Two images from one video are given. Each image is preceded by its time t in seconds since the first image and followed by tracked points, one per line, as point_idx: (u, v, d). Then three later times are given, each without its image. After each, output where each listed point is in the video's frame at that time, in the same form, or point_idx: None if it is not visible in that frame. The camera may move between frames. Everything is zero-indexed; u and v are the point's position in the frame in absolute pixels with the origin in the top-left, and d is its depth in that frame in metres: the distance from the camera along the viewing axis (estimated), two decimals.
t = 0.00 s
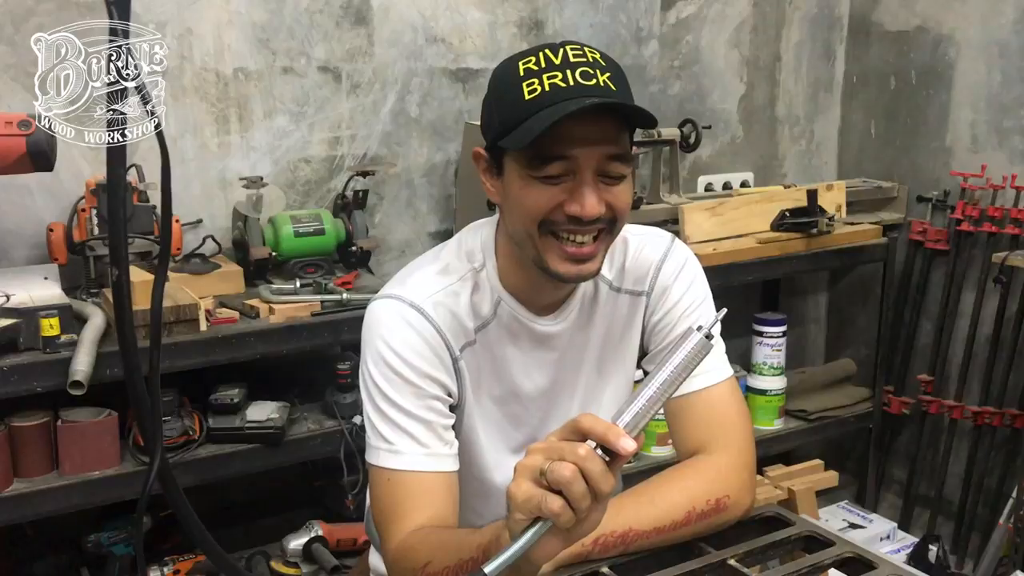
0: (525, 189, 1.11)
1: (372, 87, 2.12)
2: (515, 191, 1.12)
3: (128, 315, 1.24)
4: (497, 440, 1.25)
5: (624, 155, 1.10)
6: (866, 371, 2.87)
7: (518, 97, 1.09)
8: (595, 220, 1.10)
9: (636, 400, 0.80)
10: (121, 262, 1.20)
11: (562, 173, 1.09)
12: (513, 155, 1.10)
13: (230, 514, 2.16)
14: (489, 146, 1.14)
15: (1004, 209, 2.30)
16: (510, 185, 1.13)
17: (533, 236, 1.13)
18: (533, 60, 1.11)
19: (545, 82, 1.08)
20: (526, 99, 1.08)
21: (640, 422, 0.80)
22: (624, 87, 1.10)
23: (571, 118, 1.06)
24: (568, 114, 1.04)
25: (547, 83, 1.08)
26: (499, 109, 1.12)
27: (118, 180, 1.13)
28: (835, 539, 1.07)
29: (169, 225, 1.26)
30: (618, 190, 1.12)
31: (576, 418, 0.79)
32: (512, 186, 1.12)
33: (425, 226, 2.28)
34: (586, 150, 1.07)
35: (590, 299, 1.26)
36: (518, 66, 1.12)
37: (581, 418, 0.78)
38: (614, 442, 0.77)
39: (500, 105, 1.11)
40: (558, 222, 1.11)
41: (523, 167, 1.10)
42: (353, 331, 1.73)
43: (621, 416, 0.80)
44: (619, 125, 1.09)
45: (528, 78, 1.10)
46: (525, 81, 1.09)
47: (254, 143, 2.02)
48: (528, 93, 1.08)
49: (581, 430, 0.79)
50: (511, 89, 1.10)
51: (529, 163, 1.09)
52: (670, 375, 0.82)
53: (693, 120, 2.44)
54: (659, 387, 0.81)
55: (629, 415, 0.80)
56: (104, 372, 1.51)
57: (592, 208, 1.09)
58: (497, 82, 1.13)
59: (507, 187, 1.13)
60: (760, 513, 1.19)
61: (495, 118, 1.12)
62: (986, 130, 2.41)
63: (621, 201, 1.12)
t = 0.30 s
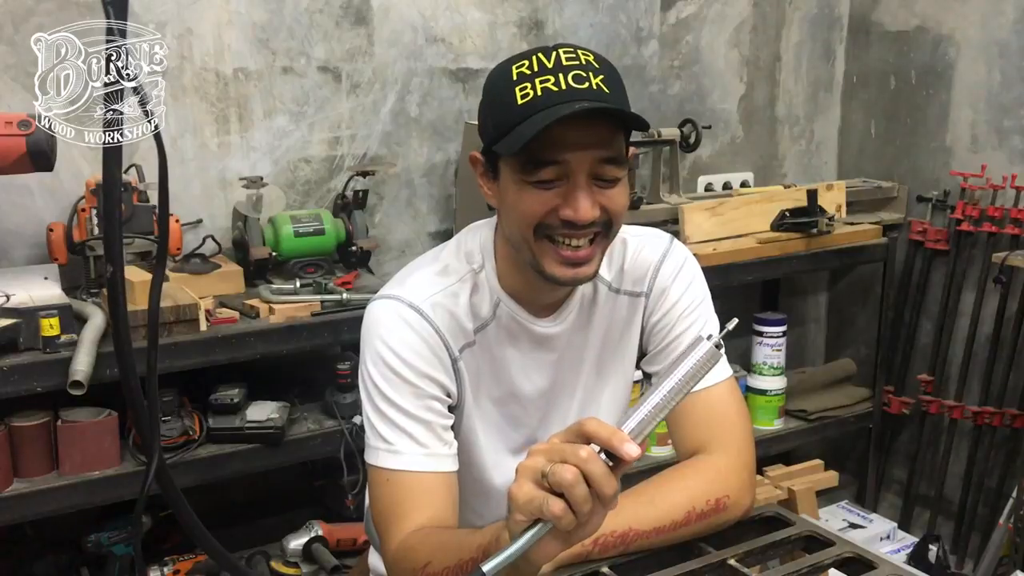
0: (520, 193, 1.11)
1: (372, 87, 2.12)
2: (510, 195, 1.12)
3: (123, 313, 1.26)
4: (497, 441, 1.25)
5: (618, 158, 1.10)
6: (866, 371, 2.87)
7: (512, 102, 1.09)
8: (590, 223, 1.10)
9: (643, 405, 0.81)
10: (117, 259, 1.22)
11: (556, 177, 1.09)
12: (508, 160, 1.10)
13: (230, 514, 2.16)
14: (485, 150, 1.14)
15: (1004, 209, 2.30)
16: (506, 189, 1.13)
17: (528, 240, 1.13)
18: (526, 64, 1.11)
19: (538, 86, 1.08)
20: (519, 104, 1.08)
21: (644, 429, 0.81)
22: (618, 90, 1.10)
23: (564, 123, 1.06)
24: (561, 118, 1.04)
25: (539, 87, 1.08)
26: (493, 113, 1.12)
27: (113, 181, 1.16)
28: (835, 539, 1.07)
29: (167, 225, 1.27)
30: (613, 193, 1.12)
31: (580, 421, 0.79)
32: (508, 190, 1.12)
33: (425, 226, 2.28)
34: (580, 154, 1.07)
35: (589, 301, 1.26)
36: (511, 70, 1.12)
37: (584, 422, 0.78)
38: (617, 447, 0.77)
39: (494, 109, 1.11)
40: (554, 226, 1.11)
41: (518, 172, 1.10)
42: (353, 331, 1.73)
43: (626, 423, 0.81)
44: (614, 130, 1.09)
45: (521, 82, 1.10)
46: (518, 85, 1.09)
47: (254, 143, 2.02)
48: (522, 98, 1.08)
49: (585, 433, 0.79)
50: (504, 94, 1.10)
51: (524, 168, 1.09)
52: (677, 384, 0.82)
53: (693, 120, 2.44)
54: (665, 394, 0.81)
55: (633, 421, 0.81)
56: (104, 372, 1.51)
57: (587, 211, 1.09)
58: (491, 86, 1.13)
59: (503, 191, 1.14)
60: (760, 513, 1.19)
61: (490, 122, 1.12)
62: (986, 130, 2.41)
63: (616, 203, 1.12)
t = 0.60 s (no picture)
0: (539, 203, 1.11)
1: (372, 87, 2.12)
2: (529, 203, 1.12)
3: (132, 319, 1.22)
4: (496, 441, 1.25)
5: (637, 172, 1.11)
6: (866, 371, 2.87)
7: (534, 111, 1.08)
8: (607, 235, 1.11)
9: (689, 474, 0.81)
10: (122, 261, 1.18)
11: (578, 190, 1.09)
12: (528, 170, 1.10)
13: (230, 514, 2.16)
14: (500, 154, 1.13)
15: (1004, 209, 2.30)
16: (521, 196, 1.12)
17: (542, 249, 1.13)
18: (547, 71, 1.10)
19: (563, 96, 1.08)
20: (543, 114, 1.08)
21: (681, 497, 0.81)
22: (635, 100, 1.13)
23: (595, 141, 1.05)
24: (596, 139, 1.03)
25: (565, 98, 1.08)
26: (513, 119, 1.10)
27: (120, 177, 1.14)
28: (835, 539, 1.07)
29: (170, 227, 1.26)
30: (628, 205, 1.13)
31: (625, 477, 0.80)
32: (524, 198, 1.12)
33: (425, 226, 2.28)
34: (604, 169, 1.08)
35: (587, 302, 1.26)
36: (530, 75, 1.10)
37: (632, 480, 0.79)
38: (655, 515, 0.78)
39: (514, 117, 1.10)
40: (569, 236, 1.12)
41: (539, 183, 1.10)
42: (353, 331, 1.73)
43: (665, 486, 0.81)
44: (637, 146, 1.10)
45: (542, 90, 1.09)
46: (542, 94, 1.09)
47: (254, 143, 2.02)
48: (546, 108, 1.08)
49: (622, 488, 0.79)
50: (526, 101, 1.09)
51: (546, 180, 1.09)
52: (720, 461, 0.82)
53: (693, 120, 2.44)
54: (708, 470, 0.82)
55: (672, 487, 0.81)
56: (104, 372, 1.51)
57: (606, 225, 1.10)
58: (507, 89, 1.12)
59: (518, 198, 1.13)
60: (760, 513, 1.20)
61: (508, 129, 1.11)
62: (986, 130, 2.41)
63: (630, 215, 1.14)
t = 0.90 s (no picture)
0: (539, 202, 1.11)
1: (372, 87, 2.12)
2: (529, 204, 1.12)
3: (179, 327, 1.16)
4: (496, 438, 1.25)
5: (638, 172, 1.11)
6: (866, 371, 2.87)
7: (534, 111, 1.09)
8: (608, 235, 1.11)
9: None
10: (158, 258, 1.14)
11: (578, 189, 1.09)
12: (529, 169, 1.10)
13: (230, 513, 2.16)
14: (500, 154, 1.14)
15: (1004, 209, 2.29)
16: (522, 196, 1.12)
17: (543, 248, 1.13)
18: (546, 71, 1.10)
19: (563, 96, 1.08)
20: (544, 114, 1.08)
21: None
22: (636, 99, 1.12)
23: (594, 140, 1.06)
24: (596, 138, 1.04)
25: (564, 98, 1.08)
26: (513, 119, 1.11)
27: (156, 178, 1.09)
28: (835, 539, 1.07)
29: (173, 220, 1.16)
30: (629, 205, 1.13)
31: None
32: (524, 197, 1.12)
33: (425, 226, 2.28)
34: (604, 168, 1.08)
35: (590, 302, 1.26)
36: (530, 75, 1.10)
37: None
38: None
39: (514, 117, 1.10)
40: (570, 236, 1.12)
41: (540, 182, 1.10)
42: (353, 331, 1.73)
43: None
44: (637, 146, 1.10)
45: (542, 90, 1.09)
46: (541, 94, 1.09)
47: (254, 143, 2.02)
48: (546, 108, 1.08)
49: None
50: (526, 101, 1.09)
51: (546, 179, 1.09)
52: None
53: (693, 120, 2.44)
54: None
55: None
56: (104, 372, 1.51)
57: (606, 224, 1.10)
58: (507, 90, 1.12)
59: (518, 197, 1.13)
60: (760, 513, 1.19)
61: (508, 128, 1.11)
62: (986, 130, 2.41)
63: (631, 215, 1.14)
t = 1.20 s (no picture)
0: (537, 200, 1.11)
1: (372, 87, 2.12)
2: (526, 201, 1.12)
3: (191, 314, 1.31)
4: (497, 435, 1.25)
5: (635, 168, 1.11)
6: (866, 371, 2.87)
7: (531, 108, 1.09)
8: (607, 231, 1.11)
9: None
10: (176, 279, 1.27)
11: (575, 186, 1.09)
12: (525, 167, 1.10)
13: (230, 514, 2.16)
14: (497, 152, 1.14)
15: (1004, 209, 2.29)
16: (520, 193, 1.12)
17: (542, 246, 1.13)
18: (543, 69, 1.10)
19: (558, 93, 1.08)
20: (539, 111, 1.08)
21: None
22: (633, 97, 1.12)
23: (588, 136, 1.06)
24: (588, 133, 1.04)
25: (559, 95, 1.08)
26: (509, 116, 1.11)
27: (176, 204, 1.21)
28: (835, 538, 1.06)
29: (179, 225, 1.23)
30: (627, 201, 1.13)
31: None
32: (521, 195, 1.12)
33: (425, 226, 2.28)
34: (601, 164, 1.08)
35: (593, 300, 1.26)
36: (526, 73, 1.11)
37: None
38: None
39: (511, 115, 1.11)
40: (569, 233, 1.12)
41: (536, 179, 1.10)
42: (353, 331, 1.73)
43: None
44: (634, 142, 1.10)
45: (538, 88, 1.09)
46: (537, 91, 1.09)
47: (254, 143, 2.02)
48: (541, 105, 1.08)
49: None
50: (522, 98, 1.10)
51: (542, 176, 1.09)
52: None
53: (693, 120, 2.44)
54: None
55: None
56: (104, 372, 1.51)
57: (604, 220, 1.10)
58: (504, 89, 1.13)
59: (516, 195, 1.13)
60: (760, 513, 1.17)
61: (505, 126, 1.12)
62: (986, 130, 2.41)
63: (629, 211, 1.13)
